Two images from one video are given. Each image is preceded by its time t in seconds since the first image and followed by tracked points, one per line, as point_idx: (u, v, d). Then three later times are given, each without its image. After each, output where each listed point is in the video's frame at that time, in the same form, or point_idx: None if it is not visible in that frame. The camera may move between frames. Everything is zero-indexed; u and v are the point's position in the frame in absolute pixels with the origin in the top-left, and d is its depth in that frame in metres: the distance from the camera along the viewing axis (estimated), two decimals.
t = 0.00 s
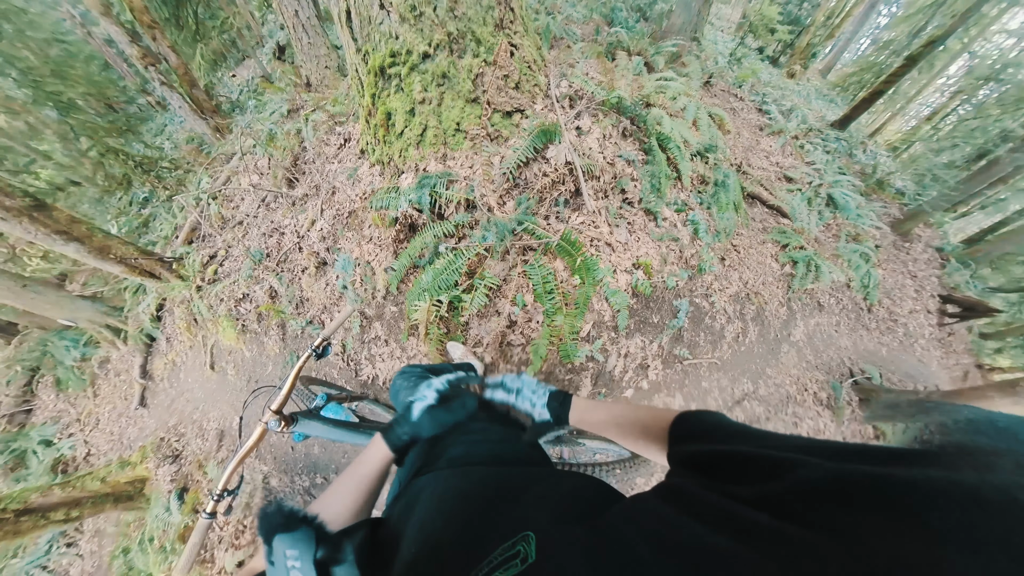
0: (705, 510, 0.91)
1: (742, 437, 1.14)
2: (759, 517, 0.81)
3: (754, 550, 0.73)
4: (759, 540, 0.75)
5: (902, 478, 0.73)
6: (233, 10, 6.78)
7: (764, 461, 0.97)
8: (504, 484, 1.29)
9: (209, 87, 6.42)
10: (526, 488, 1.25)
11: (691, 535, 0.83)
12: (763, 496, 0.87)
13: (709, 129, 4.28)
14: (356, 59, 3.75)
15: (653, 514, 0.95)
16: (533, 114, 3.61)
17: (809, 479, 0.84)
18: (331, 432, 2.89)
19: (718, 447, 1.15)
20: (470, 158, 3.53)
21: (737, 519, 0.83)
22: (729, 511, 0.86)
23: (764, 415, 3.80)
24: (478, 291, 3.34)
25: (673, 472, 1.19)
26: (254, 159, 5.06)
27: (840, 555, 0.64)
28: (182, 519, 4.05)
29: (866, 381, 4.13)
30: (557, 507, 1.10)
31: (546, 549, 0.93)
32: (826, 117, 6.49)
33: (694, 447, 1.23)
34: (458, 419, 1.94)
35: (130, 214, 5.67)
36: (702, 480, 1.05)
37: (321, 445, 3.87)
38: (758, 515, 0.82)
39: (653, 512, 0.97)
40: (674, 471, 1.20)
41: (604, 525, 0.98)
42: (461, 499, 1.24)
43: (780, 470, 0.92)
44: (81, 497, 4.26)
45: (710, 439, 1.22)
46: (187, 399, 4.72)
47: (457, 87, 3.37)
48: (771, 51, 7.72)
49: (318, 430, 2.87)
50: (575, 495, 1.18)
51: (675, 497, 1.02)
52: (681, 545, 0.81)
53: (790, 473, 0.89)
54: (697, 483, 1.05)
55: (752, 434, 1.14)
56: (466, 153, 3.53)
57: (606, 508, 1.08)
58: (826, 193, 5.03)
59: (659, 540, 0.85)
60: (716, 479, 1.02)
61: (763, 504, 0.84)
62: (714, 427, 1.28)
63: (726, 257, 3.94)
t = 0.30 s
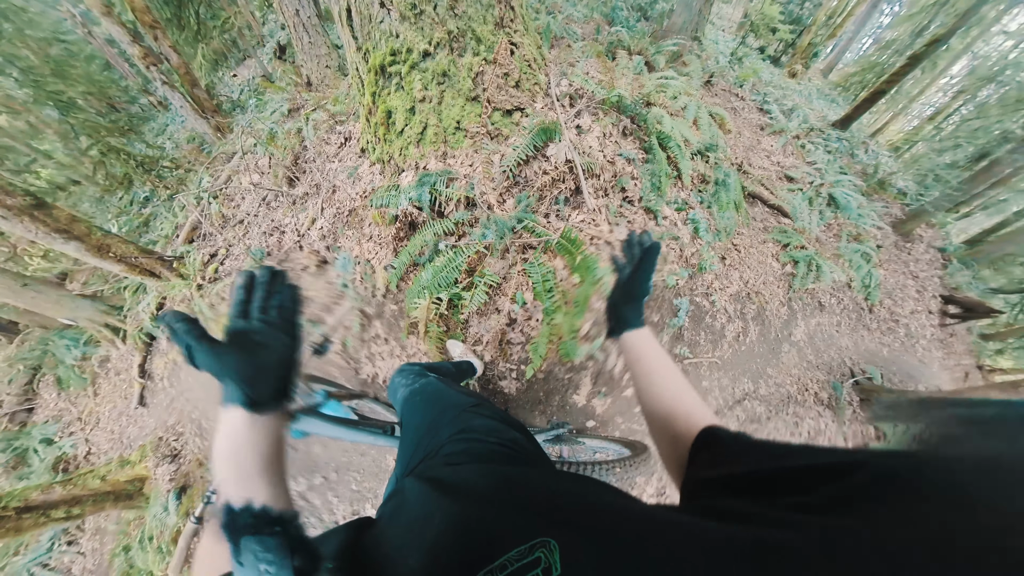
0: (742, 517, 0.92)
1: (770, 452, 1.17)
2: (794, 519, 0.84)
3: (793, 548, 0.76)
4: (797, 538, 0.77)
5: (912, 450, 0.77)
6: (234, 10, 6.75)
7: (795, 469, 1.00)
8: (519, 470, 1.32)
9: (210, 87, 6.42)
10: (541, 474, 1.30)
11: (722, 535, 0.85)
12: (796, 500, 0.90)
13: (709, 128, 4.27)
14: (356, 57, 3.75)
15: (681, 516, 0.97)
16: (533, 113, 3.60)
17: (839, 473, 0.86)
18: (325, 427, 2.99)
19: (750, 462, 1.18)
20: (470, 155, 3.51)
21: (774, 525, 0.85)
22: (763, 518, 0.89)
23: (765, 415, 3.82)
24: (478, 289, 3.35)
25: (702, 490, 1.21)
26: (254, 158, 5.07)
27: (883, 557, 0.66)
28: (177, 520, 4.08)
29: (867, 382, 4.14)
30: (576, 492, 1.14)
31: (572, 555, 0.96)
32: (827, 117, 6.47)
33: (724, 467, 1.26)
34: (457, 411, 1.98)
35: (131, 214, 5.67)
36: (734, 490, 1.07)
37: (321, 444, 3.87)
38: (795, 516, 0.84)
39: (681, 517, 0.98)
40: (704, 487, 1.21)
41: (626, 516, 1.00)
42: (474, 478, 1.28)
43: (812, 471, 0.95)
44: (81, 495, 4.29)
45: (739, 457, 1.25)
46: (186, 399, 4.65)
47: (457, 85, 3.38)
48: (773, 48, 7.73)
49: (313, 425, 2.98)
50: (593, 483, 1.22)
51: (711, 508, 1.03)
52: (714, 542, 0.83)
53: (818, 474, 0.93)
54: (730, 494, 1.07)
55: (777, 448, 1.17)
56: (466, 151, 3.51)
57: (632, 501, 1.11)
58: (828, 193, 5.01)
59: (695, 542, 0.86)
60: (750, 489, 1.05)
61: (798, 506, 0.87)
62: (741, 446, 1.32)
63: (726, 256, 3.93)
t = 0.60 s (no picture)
0: (736, 534, 0.93)
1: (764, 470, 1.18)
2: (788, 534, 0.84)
3: (788, 562, 0.76)
4: (790, 556, 0.77)
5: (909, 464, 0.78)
6: (234, 9, 6.71)
7: (791, 488, 0.99)
8: (514, 476, 1.32)
9: (210, 87, 6.39)
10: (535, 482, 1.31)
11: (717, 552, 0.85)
12: (787, 517, 0.90)
13: (711, 128, 4.25)
14: (356, 55, 3.73)
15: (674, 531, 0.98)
16: (535, 112, 3.57)
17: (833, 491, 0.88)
18: (328, 432, 2.85)
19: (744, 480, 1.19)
20: (471, 155, 3.47)
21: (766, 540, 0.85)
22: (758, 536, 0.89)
23: (767, 417, 3.85)
24: (478, 290, 3.30)
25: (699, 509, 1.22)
26: (254, 158, 5.05)
27: (882, 564, 0.66)
28: (170, 528, 4.08)
29: (868, 383, 4.11)
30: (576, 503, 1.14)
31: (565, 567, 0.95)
32: (828, 117, 6.44)
33: (728, 483, 1.24)
34: (453, 417, 1.97)
35: (130, 213, 5.65)
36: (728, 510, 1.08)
37: (320, 446, 3.86)
38: (789, 533, 0.84)
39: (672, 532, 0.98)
40: (700, 507, 1.22)
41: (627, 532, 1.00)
42: (469, 485, 1.28)
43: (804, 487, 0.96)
44: (81, 496, 4.28)
45: (734, 475, 1.26)
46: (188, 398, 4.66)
47: (457, 84, 3.37)
48: (774, 49, 7.68)
49: (315, 431, 2.82)
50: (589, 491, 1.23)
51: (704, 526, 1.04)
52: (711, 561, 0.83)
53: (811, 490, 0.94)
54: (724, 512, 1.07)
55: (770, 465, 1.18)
56: (467, 150, 3.48)
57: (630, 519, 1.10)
58: (829, 193, 4.98)
59: (686, 556, 0.87)
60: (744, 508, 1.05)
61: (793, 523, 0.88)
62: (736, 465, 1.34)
63: (728, 257, 3.91)
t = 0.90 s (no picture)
0: (733, 549, 0.92)
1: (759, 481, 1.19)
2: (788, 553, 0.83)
3: None
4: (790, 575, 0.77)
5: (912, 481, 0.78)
6: (234, 9, 6.69)
7: (793, 500, 0.99)
8: (512, 485, 1.31)
9: (209, 86, 6.38)
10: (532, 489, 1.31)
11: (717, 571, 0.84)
12: (786, 532, 0.90)
13: (711, 127, 4.24)
14: (354, 55, 3.71)
15: (671, 549, 0.96)
16: (533, 111, 3.55)
17: (834, 505, 0.87)
18: (323, 436, 2.83)
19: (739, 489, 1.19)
20: (468, 155, 3.46)
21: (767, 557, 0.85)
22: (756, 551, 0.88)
23: (767, 417, 3.85)
24: (476, 291, 3.29)
25: (697, 515, 1.21)
26: (253, 158, 5.04)
27: None
28: (170, 527, 4.13)
29: (869, 383, 4.09)
30: (575, 513, 1.14)
31: None
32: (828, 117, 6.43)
33: (728, 490, 1.24)
34: (450, 422, 1.96)
35: (130, 214, 5.66)
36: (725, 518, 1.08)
37: (319, 447, 3.85)
38: (790, 550, 0.83)
39: (669, 547, 0.97)
40: (699, 514, 1.21)
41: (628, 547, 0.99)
42: (466, 491, 1.29)
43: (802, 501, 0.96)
44: (80, 496, 4.25)
45: (734, 483, 1.25)
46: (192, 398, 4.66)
47: (456, 84, 3.36)
48: (773, 50, 7.60)
49: (310, 435, 2.79)
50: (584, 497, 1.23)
51: (702, 536, 1.03)
52: None
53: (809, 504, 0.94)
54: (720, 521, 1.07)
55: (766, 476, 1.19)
56: (465, 150, 3.47)
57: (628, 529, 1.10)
58: (830, 193, 4.97)
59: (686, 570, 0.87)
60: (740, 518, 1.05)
61: (791, 538, 0.87)
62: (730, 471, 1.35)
63: (728, 257, 3.89)
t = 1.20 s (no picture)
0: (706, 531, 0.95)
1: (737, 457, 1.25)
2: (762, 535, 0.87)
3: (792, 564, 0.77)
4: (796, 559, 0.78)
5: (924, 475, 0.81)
6: (233, 9, 6.70)
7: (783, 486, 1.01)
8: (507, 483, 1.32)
9: (209, 86, 6.38)
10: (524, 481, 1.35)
11: (692, 557, 0.85)
12: (775, 514, 0.92)
13: (710, 126, 4.24)
14: (354, 54, 3.71)
15: (652, 538, 0.98)
16: (533, 110, 3.56)
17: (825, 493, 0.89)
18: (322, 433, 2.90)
19: (714, 472, 1.25)
20: (468, 153, 3.47)
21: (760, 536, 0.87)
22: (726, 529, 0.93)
23: (767, 416, 3.85)
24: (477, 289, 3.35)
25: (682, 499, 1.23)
26: (253, 158, 5.06)
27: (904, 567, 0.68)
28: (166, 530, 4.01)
29: (867, 381, 4.13)
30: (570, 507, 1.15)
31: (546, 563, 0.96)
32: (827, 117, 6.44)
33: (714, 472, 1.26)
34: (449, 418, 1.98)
35: (130, 214, 5.67)
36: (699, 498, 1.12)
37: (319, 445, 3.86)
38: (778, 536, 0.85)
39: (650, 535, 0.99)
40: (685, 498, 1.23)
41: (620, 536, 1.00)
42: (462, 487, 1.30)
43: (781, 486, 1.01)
44: (80, 495, 4.25)
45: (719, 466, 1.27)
46: (183, 400, 4.72)
47: (455, 83, 3.36)
48: (773, 48, 7.64)
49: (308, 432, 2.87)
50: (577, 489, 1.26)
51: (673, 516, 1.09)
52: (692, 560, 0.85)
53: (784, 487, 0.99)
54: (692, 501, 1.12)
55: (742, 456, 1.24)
56: (465, 149, 3.48)
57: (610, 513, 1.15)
58: (829, 192, 4.98)
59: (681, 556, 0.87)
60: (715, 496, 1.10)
61: (768, 522, 0.91)
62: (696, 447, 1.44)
63: (727, 256, 3.90)
